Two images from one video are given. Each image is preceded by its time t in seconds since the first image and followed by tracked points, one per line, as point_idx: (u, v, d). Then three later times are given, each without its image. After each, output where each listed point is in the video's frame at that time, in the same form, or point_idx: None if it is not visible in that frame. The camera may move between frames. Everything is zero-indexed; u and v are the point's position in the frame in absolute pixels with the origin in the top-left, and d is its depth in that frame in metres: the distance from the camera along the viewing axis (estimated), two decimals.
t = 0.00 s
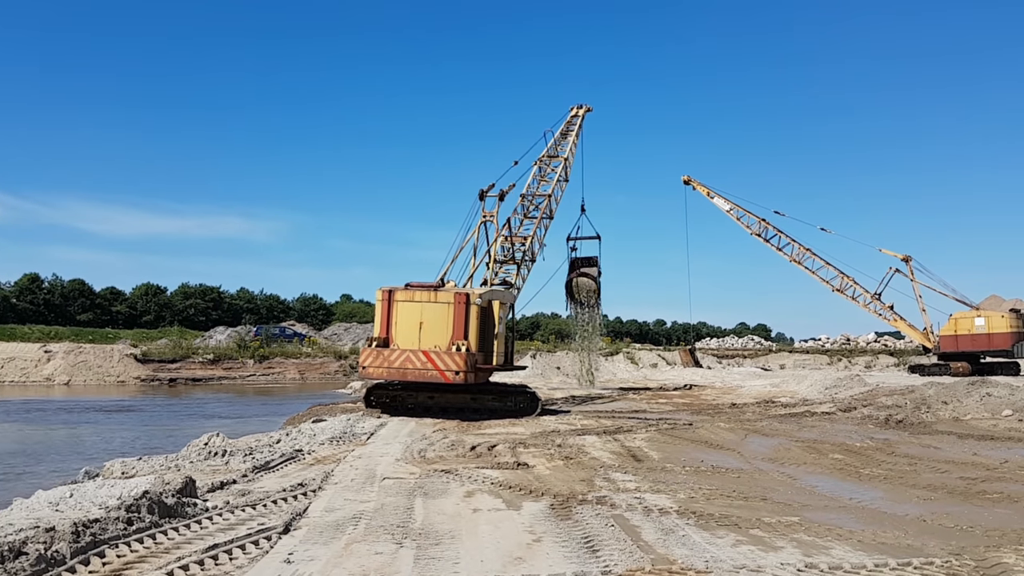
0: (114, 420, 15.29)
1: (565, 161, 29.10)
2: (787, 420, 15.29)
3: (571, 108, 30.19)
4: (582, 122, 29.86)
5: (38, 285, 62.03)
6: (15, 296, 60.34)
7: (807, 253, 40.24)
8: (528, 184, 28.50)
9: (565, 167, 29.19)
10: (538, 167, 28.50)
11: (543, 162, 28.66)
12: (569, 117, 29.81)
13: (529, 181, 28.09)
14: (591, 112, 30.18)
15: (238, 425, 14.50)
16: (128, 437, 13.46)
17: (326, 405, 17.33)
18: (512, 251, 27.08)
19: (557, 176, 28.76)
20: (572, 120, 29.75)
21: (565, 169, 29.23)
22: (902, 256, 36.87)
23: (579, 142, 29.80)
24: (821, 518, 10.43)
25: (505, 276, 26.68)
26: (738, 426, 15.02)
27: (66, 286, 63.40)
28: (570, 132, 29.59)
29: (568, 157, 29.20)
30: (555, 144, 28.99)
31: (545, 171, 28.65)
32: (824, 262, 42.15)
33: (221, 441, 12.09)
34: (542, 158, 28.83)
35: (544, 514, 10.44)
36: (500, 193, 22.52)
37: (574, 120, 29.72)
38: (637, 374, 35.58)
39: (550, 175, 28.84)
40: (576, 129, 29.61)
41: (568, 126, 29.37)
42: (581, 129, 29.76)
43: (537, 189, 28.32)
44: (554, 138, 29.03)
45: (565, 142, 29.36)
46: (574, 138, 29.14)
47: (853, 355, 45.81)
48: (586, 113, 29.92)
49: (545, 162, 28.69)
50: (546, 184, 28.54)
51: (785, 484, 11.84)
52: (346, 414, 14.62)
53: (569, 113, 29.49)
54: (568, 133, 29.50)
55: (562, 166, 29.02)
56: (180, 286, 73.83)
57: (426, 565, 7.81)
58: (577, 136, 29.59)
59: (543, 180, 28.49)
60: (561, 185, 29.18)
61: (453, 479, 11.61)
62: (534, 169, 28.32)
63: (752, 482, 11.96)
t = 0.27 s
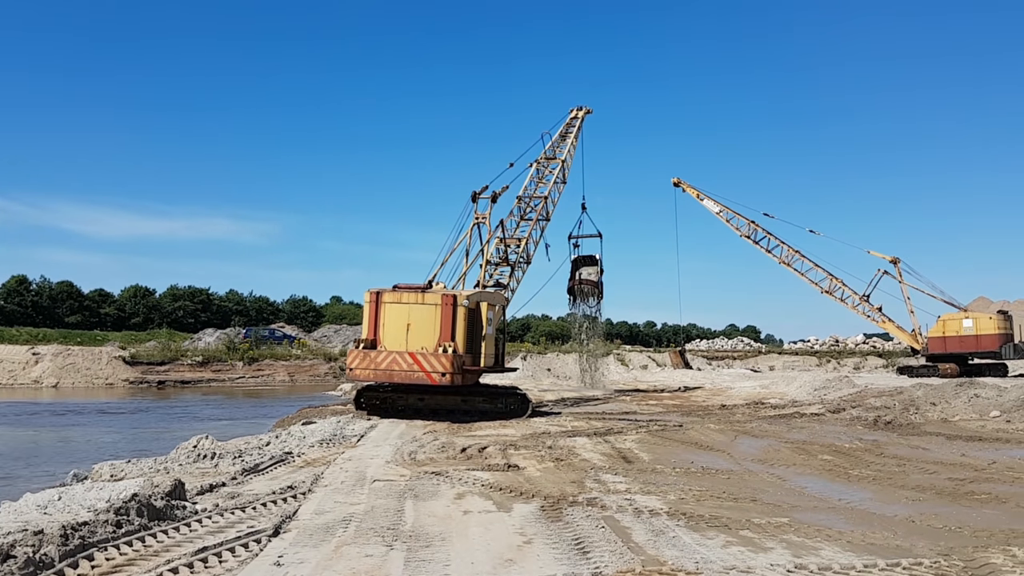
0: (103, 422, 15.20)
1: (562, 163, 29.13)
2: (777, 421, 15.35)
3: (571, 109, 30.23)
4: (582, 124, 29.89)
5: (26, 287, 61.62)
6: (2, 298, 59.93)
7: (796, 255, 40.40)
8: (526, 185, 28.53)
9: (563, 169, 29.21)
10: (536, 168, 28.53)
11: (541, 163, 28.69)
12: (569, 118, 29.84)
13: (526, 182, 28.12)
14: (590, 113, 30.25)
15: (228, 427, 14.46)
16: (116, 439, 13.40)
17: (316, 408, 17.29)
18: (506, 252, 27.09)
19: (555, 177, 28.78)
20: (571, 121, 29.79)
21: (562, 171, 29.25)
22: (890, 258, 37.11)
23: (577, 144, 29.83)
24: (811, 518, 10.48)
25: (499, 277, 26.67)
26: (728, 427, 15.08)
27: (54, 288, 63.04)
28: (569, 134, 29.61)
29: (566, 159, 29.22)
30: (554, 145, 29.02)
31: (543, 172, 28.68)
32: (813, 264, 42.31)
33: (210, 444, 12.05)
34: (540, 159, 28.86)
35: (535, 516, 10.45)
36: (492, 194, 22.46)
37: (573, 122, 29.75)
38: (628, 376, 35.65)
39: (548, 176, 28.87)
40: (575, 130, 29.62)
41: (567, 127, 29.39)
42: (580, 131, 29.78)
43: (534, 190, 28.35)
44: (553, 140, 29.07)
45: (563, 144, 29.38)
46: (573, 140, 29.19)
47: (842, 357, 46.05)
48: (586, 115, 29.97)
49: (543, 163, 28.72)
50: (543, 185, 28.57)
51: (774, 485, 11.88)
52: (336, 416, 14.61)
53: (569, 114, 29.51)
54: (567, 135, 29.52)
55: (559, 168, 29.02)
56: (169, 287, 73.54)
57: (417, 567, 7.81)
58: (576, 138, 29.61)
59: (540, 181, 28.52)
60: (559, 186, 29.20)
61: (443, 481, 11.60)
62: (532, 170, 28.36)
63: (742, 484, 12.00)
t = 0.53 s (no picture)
0: (96, 424, 15.16)
1: (561, 163, 29.14)
2: (771, 422, 15.38)
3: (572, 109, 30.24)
4: (582, 124, 29.91)
5: (18, 288, 61.43)
6: None
7: (790, 256, 40.44)
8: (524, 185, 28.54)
9: (561, 169, 29.22)
10: (535, 168, 28.55)
11: (540, 164, 28.70)
12: (569, 118, 29.87)
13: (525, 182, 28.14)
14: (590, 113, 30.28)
15: (222, 428, 14.43)
16: (109, 441, 13.36)
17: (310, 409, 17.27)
18: (504, 252, 27.10)
19: (553, 177, 28.79)
20: (572, 121, 29.83)
21: (561, 172, 29.26)
22: (884, 259, 37.24)
23: (577, 144, 29.83)
24: (805, 520, 10.49)
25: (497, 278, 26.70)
26: (722, 429, 15.12)
27: (47, 289, 62.87)
28: (568, 133, 29.62)
29: (565, 159, 29.24)
30: (553, 145, 29.04)
31: (542, 173, 28.70)
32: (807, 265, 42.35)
33: (204, 445, 12.03)
34: (539, 159, 28.87)
35: (529, 517, 10.45)
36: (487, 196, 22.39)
37: (573, 121, 29.76)
38: (623, 377, 35.69)
39: (546, 176, 28.88)
40: (575, 130, 29.63)
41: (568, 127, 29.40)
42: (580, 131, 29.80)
43: (533, 190, 28.37)
44: (552, 140, 29.08)
45: (563, 144, 29.39)
46: (573, 140, 29.22)
47: (836, 358, 46.16)
48: (586, 115, 30.00)
49: (542, 164, 28.73)
50: (542, 186, 28.58)
51: (769, 486, 11.90)
52: (330, 418, 14.59)
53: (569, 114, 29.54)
54: (567, 135, 29.53)
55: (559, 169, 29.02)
56: (163, 288, 73.35)
57: (411, 569, 7.80)
58: (576, 138, 29.62)
59: (539, 182, 28.54)
60: (557, 187, 29.22)
61: (437, 483, 11.59)
62: (532, 170, 28.37)
63: (736, 484, 12.02)
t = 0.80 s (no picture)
0: (90, 423, 15.12)
1: (560, 165, 29.17)
2: (767, 423, 15.42)
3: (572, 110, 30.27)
4: (581, 125, 29.93)
5: (13, 287, 61.30)
6: None
7: (785, 256, 40.52)
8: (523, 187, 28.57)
9: (560, 171, 29.24)
10: (534, 170, 28.57)
11: (538, 165, 28.72)
12: (568, 120, 29.90)
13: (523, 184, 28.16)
14: (590, 115, 30.31)
15: (217, 428, 14.41)
16: (104, 441, 13.33)
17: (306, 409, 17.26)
18: (501, 254, 27.11)
19: (552, 179, 28.82)
20: (571, 123, 29.84)
21: (560, 173, 29.29)
22: (878, 260, 37.36)
23: (576, 146, 29.85)
24: (800, 520, 10.51)
25: (493, 279, 26.71)
26: (718, 429, 15.15)
27: (42, 288, 62.72)
28: (567, 135, 29.64)
29: (563, 160, 29.26)
30: (552, 147, 29.06)
31: (540, 174, 28.72)
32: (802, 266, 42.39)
33: (199, 446, 12.01)
34: (538, 161, 28.89)
35: (525, 517, 10.45)
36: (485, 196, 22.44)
37: (573, 123, 29.78)
38: (618, 377, 35.73)
39: (545, 178, 28.91)
40: (574, 132, 29.64)
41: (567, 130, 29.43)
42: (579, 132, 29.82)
43: (531, 192, 28.39)
44: (551, 141, 29.10)
45: (562, 145, 29.41)
46: (572, 142, 29.25)
47: (831, 359, 46.26)
48: (585, 117, 30.03)
49: (541, 165, 28.75)
50: (540, 187, 28.60)
51: (764, 487, 11.91)
52: (326, 418, 14.58)
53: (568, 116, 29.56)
54: (566, 137, 29.55)
55: (557, 171, 29.05)
56: (158, 288, 73.26)
57: (406, 569, 7.80)
58: (575, 139, 29.64)
59: (537, 183, 28.56)
60: (556, 188, 29.25)
61: (433, 483, 11.58)
62: (530, 172, 28.39)
63: (731, 485, 12.03)
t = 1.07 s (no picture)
0: (88, 423, 15.11)
1: (559, 164, 29.17)
2: (765, 422, 15.43)
3: (571, 109, 30.28)
4: (580, 124, 29.94)
5: (10, 287, 61.26)
6: None
7: (783, 256, 40.54)
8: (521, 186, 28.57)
9: (559, 170, 29.24)
10: (533, 169, 28.57)
11: (537, 164, 28.73)
12: (567, 119, 29.91)
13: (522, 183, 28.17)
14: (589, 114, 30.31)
15: (215, 428, 14.41)
16: (101, 441, 13.31)
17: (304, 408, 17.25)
18: (499, 253, 27.10)
19: (550, 178, 28.82)
20: (569, 122, 29.85)
21: (558, 172, 29.29)
22: (877, 260, 37.37)
23: (575, 145, 29.85)
24: (799, 519, 10.51)
25: (492, 278, 26.69)
26: (717, 428, 15.15)
27: (40, 288, 62.68)
28: (566, 134, 29.65)
29: (562, 160, 29.26)
30: (551, 146, 29.07)
31: (539, 173, 28.72)
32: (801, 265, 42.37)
33: (197, 446, 12.01)
34: (537, 160, 28.90)
35: (524, 517, 10.45)
36: (484, 195, 22.46)
37: (572, 122, 29.79)
38: (616, 376, 35.74)
39: (544, 177, 28.90)
40: (573, 131, 29.65)
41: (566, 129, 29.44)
42: (578, 132, 29.82)
43: (530, 191, 28.40)
44: (550, 141, 29.11)
45: (561, 145, 29.41)
46: (571, 141, 29.25)
47: (829, 358, 46.29)
48: (584, 116, 30.05)
49: (539, 164, 28.75)
50: (539, 186, 28.60)
51: (762, 486, 11.92)
52: (324, 418, 14.58)
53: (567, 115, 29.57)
54: (565, 136, 29.57)
55: (556, 170, 29.05)
56: (156, 288, 73.21)
57: (405, 569, 7.80)
58: (574, 138, 29.65)
59: (536, 182, 28.57)
60: (555, 187, 29.25)
61: (432, 483, 11.58)
62: (529, 171, 28.39)
63: (730, 484, 12.04)
